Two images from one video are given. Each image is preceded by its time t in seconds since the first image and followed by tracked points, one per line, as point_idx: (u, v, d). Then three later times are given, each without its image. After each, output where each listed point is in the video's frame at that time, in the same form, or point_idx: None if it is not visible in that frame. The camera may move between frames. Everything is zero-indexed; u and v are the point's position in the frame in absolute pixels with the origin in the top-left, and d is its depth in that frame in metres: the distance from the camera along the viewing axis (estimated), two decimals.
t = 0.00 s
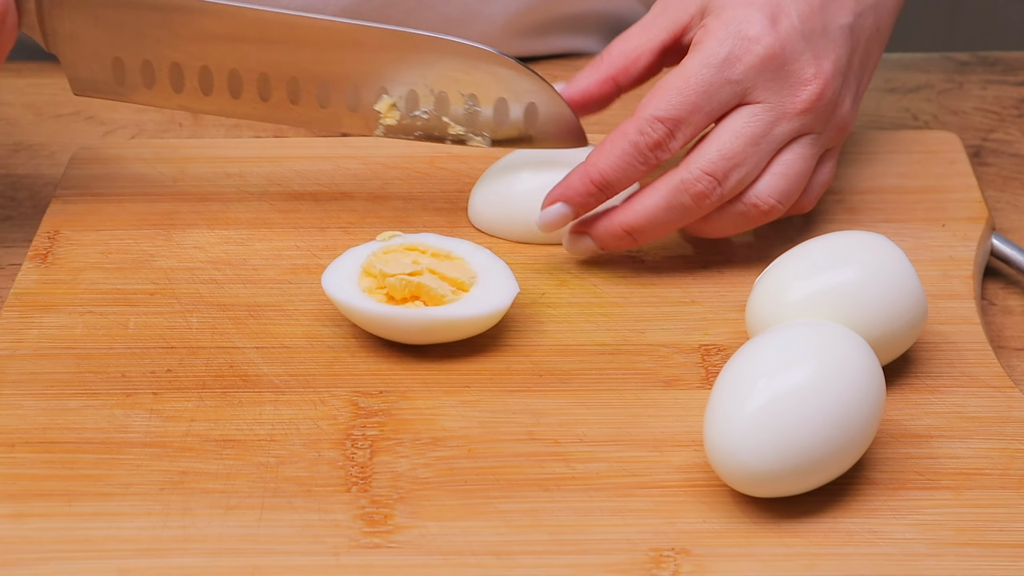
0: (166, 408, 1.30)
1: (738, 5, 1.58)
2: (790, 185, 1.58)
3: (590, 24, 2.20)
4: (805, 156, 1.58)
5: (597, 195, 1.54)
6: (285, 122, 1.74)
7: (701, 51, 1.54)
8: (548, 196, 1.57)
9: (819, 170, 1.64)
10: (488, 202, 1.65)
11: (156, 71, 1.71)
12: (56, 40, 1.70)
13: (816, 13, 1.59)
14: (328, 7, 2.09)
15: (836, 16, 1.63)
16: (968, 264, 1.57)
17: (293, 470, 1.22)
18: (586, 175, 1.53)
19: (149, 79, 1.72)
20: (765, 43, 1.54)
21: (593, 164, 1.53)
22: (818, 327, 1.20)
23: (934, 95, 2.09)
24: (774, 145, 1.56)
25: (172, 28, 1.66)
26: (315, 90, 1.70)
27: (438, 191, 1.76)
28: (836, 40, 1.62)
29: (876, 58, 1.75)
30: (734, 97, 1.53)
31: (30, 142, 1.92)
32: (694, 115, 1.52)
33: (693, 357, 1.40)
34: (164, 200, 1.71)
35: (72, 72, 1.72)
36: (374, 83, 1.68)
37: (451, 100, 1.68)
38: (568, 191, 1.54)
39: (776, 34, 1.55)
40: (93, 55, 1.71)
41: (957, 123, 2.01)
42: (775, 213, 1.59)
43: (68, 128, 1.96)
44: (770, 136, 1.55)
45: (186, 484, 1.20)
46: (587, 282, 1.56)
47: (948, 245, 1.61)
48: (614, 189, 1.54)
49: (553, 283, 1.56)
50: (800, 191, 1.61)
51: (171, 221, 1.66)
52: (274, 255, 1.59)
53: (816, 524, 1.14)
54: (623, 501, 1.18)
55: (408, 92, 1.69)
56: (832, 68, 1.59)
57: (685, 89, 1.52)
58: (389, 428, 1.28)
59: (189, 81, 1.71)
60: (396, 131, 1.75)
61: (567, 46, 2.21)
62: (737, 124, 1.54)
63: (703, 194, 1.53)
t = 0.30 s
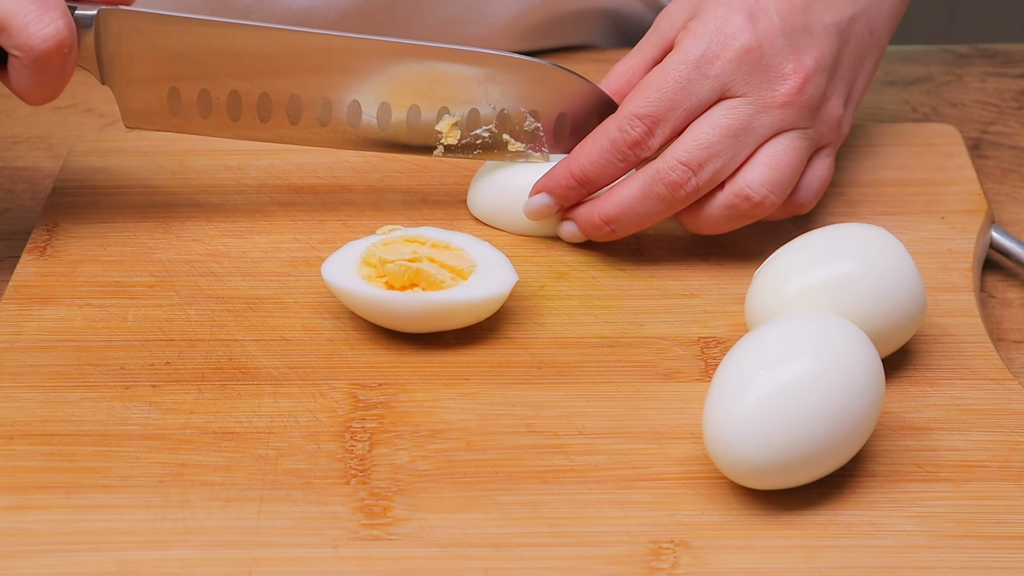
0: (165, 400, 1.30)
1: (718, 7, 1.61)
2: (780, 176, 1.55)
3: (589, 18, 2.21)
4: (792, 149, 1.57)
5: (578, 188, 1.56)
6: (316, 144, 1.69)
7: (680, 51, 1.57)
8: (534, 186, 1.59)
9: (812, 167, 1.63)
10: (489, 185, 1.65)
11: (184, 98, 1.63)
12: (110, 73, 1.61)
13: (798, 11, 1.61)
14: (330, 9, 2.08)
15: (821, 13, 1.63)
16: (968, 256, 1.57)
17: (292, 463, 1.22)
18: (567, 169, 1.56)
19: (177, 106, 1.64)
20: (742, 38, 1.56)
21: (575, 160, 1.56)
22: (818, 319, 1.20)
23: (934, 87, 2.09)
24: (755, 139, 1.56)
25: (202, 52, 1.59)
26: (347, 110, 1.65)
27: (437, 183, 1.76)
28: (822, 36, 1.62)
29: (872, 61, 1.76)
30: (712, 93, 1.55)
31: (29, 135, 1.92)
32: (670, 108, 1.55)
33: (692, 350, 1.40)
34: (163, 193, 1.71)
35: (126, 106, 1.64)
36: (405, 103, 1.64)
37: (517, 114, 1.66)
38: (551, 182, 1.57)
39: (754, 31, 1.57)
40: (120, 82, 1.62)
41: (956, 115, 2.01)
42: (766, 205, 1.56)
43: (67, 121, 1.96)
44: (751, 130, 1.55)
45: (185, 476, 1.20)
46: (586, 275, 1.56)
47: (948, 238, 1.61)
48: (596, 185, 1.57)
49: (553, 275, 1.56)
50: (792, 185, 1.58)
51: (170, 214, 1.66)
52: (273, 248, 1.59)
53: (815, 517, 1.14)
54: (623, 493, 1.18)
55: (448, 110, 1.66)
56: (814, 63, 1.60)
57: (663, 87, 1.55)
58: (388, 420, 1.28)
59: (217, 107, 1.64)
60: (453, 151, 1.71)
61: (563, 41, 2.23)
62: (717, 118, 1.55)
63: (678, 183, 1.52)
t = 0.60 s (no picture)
0: (163, 396, 1.30)
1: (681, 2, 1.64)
2: (756, 162, 1.55)
3: (588, 14, 2.21)
4: (763, 137, 1.57)
5: (537, 172, 1.57)
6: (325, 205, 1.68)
7: (642, 42, 1.59)
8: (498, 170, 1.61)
9: (788, 157, 1.62)
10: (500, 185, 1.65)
11: (196, 164, 1.65)
12: (123, 142, 1.63)
13: (759, 5, 1.63)
14: (328, 9, 2.07)
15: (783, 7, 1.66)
16: (966, 252, 1.57)
17: (291, 458, 1.22)
18: (526, 153, 1.56)
19: (188, 170, 1.65)
20: (703, 29, 1.59)
21: (534, 144, 1.56)
22: (816, 314, 1.20)
23: (933, 83, 2.09)
24: (725, 128, 1.56)
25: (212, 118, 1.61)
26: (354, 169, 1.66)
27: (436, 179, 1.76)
28: (784, 29, 1.65)
29: (840, 58, 1.75)
30: (675, 81, 1.57)
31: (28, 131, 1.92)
32: (631, 96, 1.56)
33: (691, 346, 1.40)
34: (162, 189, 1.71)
35: (139, 173, 1.65)
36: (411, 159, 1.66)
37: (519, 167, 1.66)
38: (511, 165, 1.58)
39: (715, 22, 1.60)
40: (133, 150, 1.63)
41: (955, 111, 2.01)
42: (743, 191, 1.55)
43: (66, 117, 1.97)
44: (721, 120, 1.55)
45: (184, 472, 1.20)
46: (585, 271, 1.56)
47: (947, 234, 1.61)
48: (553, 169, 1.57)
49: (551, 271, 1.56)
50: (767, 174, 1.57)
51: (169, 210, 1.66)
52: (272, 244, 1.58)
53: (814, 512, 1.14)
54: (622, 488, 1.18)
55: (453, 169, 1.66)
56: (776, 55, 1.62)
57: (623, 73, 1.56)
58: (387, 415, 1.28)
59: (229, 169, 1.65)
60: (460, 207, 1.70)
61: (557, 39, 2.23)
62: (684, 108, 1.56)
63: (653, 178, 1.52)
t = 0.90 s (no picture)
0: (162, 394, 1.30)
1: None
2: (755, 158, 1.55)
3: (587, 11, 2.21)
4: (764, 133, 1.57)
5: (543, 172, 1.58)
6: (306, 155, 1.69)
7: (644, 40, 1.59)
8: (503, 169, 1.61)
9: (788, 154, 1.63)
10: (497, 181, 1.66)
11: (176, 112, 1.63)
12: (100, 83, 1.61)
13: (760, 3, 1.64)
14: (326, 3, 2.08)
15: (783, 5, 1.66)
16: (965, 250, 1.57)
17: (290, 456, 1.22)
18: (533, 152, 1.57)
19: (167, 118, 1.63)
20: (705, 27, 1.59)
21: (540, 143, 1.57)
22: (815, 312, 1.20)
23: (932, 81, 2.09)
24: (726, 124, 1.56)
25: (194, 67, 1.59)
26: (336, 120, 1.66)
27: (435, 177, 1.76)
28: (784, 28, 1.65)
29: (838, 58, 1.76)
30: (677, 79, 1.57)
31: (27, 128, 1.92)
32: (633, 95, 1.56)
33: (690, 343, 1.40)
34: (161, 186, 1.71)
35: (116, 117, 1.63)
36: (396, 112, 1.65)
37: (505, 126, 1.68)
38: (517, 164, 1.59)
39: (717, 20, 1.60)
40: (111, 91, 1.61)
41: (954, 109, 2.01)
42: (743, 187, 1.55)
43: (64, 115, 1.97)
44: (721, 116, 1.56)
45: (183, 470, 1.20)
46: (584, 268, 1.56)
47: (946, 231, 1.61)
48: (559, 169, 1.58)
49: (550, 269, 1.56)
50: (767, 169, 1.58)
51: (167, 207, 1.66)
52: (271, 242, 1.58)
53: (812, 510, 1.15)
54: (622, 486, 1.18)
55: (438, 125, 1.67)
56: (777, 52, 1.62)
57: (626, 73, 1.56)
58: (386, 414, 1.28)
59: (208, 117, 1.64)
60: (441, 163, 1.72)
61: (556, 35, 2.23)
62: (685, 105, 1.56)
63: (653, 173, 1.52)
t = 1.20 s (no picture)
0: (162, 392, 1.30)
1: None
2: (789, 125, 1.61)
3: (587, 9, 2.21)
4: (797, 101, 1.63)
5: (579, 139, 1.58)
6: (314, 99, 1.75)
7: (684, 5, 1.63)
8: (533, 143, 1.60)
9: (816, 123, 1.69)
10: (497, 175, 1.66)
11: (182, 58, 1.70)
12: (109, 34, 1.68)
13: None
14: None
15: None
16: (965, 248, 1.57)
17: (290, 454, 1.22)
18: (569, 119, 1.57)
19: (175, 64, 1.71)
20: None
21: (576, 111, 1.58)
22: (815, 311, 1.20)
23: (932, 79, 2.09)
24: (761, 90, 1.62)
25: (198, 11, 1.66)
26: (340, 64, 1.71)
27: (435, 174, 1.76)
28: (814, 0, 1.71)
29: (858, 36, 1.85)
30: (716, 44, 1.61)
31: (27, 126, 1.92)
32: (673, 59, 1.60)
33: (689, 342, 1.40)
34: (160, 184, 1.71)
35: (125, 67, 1.71)
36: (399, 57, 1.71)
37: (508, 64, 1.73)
38: (551, 137, 1.58)
39: None
40: (119, 41, 1.69)
41: (953, 107, 2.00)
42: (775, 153, 1.61)
43: (64, 113, 1.97)
44: (757, 81, 1.61)
45: (182, 468, 1.20)
46: (585, 266, 1.56)
47: (946, 229, 1.61)
48: (595, 137, 1.58)
49: (551, 267, 1.56)
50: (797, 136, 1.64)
51: (167, 205, 1.66)
52: (270, 240, 1.58)
53: (812, 509, 1.15)
54: (621, 485, 1.18)
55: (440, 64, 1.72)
56: (810, 23, 1.67)
57: (668, 36, 1.60)
58: (386, 412, 1.28)
59: (216, 63, 1.71)
60: (447, 101, 1.76)
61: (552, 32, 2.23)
62: (723, 70, 1.61)
63: (689, 136, 1.57)
